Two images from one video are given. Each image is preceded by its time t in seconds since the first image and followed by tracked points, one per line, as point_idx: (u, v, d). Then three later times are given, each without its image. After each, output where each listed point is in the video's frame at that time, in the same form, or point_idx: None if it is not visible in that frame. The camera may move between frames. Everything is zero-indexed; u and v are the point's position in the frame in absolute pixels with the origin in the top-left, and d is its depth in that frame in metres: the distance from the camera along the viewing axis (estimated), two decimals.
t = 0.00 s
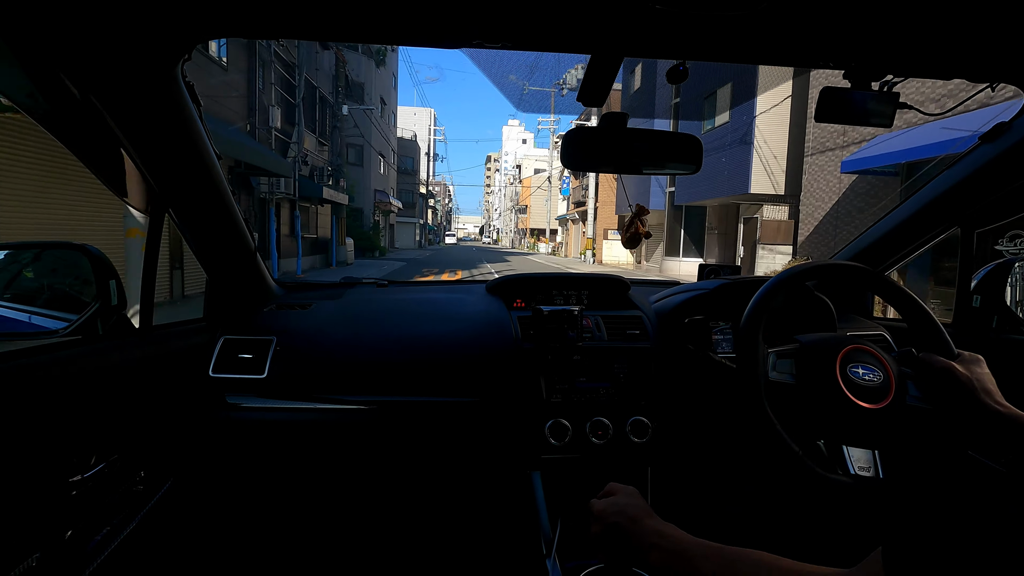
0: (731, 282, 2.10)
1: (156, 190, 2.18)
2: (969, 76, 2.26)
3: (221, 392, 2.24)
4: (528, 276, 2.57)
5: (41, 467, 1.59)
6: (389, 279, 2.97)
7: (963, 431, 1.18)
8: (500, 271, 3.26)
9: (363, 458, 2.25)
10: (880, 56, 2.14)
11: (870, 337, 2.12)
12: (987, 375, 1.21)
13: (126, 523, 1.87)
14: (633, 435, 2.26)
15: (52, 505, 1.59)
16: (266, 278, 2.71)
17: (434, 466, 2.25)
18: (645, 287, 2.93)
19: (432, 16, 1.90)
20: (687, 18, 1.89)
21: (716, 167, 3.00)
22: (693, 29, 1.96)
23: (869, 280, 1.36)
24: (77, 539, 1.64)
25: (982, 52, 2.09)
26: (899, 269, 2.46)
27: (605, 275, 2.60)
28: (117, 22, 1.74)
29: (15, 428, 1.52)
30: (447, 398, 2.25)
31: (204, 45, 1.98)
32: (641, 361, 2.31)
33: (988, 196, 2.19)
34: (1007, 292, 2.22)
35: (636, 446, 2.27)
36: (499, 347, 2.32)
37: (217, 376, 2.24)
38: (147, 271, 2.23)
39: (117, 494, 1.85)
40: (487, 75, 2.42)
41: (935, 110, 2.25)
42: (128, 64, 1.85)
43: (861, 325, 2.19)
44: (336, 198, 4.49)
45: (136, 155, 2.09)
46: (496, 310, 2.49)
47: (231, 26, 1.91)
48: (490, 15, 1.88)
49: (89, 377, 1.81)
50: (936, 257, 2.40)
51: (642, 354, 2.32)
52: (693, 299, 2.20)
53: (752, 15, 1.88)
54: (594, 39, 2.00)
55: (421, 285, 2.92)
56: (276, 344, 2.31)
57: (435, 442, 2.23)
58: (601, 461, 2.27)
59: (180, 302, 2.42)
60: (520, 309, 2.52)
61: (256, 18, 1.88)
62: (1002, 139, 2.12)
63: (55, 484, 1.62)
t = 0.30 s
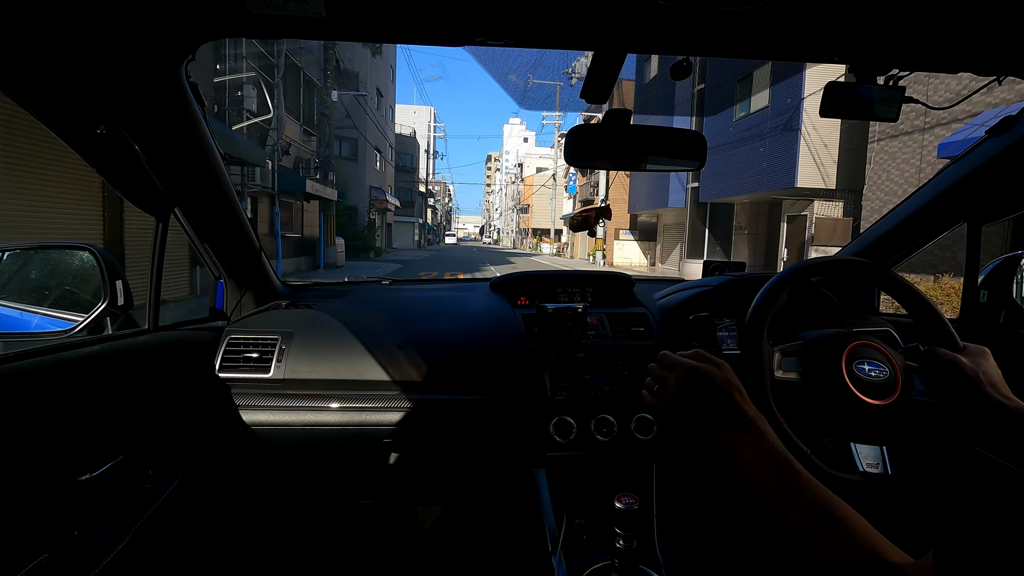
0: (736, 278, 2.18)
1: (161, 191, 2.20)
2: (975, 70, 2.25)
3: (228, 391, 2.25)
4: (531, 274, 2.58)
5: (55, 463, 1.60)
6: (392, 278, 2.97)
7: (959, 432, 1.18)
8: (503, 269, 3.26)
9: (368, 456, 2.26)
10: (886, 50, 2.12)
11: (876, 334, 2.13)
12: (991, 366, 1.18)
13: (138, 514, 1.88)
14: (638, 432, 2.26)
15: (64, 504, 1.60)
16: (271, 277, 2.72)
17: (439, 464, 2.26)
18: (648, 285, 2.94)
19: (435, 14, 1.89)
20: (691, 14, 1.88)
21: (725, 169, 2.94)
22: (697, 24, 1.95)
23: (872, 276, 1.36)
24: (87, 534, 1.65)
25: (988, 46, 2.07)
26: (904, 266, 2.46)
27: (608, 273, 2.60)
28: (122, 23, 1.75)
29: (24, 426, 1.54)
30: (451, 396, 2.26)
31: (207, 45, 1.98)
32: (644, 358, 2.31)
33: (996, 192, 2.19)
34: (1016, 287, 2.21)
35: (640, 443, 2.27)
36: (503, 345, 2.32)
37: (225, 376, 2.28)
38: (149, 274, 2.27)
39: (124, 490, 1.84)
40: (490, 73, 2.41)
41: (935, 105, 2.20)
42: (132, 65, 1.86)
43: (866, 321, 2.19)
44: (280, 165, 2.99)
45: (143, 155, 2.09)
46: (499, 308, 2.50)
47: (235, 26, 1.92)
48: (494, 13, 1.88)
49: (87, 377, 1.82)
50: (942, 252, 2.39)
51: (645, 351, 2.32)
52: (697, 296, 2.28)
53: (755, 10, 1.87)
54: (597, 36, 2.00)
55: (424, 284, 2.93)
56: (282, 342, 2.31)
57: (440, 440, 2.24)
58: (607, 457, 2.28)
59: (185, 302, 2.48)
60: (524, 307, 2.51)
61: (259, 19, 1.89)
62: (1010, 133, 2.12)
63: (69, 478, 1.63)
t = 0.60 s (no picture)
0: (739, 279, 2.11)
1: (163, 190, 2.19)
2: (983, 71, 2.22)
3: (231, 391, 2.24)
4: (535, 275, 2.57)
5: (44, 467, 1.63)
6: (397, 279, 2.97)
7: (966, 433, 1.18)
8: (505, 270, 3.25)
9: (370, 456, 2.27)
10: (891, 52, 2.11)
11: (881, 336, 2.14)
12: (995, 362, 1.16)
13: (136, 521, 1.99)
14: (641, 435, 2.25)
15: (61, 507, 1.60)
16: (275, 277, 2.72)
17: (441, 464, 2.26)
18: (652, 286, 2.94)
19: (437, 16, 1.90)
20: (692, 16, 1.88)
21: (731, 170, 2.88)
22: (699, 26, 1.95)
23: (874, 277, 1.37)
24: (87, 534, 1.72)
25: (996, 48, 2.05)
26: (906, 268, 2.44)
27: (612, 274, 2.59)
28: (122, 25, 1.76)
29: (17, 429, 1.56)
30: (453, 397, 2.26)
31: (210, 47, 1.99)
32: (648, 361, 2.30)
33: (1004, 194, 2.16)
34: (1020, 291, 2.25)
35: (644, 446, 2.26)
36: (507, 347, 2.31)
37: (227, 377, 2.25)
38: (153, 274, 2.30)
39: (123, 492, 1.92)
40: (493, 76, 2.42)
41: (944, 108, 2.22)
42: (134, 65, 1.86)
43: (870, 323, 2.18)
44: (284, 164, 2.87)
45: (144, 156, 2.09)
46: (503, 309, 2.49)
47: (235, 28, 1.92)
48: (497, 15, 1.88)
49: (87, 379, 1.84)
50: (947, 255, 2.39)
51: (649, 354, 2.30)
52: (699, 299, 2.18)
53: (755, 13, 1.87)
54: (600, 37, 1.99)
55: (428, 285, 2.93)
56: (285, 344, 2.28)
57: (442, 441, 2.24)
58: (611, 459, 2.26)
59: (187, 301, 2.50)
60: (527, 308, 2.51)
61: (262, 19, 1.88)
62: (1016, 134, 2.09)
63: (61, 482, 1.68)
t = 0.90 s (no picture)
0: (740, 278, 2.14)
1: (165, 186, 2.19)
2: (988, 66, 2.22)
3: (234, 387, 2.25)
4: (538, 272, 2.58)
5: (39, 464, 1.65)
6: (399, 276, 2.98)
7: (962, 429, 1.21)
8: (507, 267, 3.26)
9: (371, 454, 2.27)
10: (895, 47, 2.10)
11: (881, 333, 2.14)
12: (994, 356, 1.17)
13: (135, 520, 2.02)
14: (642, 431, 2.25)
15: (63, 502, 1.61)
16: (277, 273, 2.73)
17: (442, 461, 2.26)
18: (653, 282, 2.94)
19: (437, 13, 1.90)
20: (692, 12, 1.87)
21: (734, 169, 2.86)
22: (700, 22, 1.94)
23: (878, 273, 1.36)
24: (87, 534, 1.75)
25: (1000, 43, 2.05)
26: (906, 266, 2.44)
27: (614, 271, 2.60)
28: (122, 21, 1.76)
29: (13, 428, 1.58)
30: (455, 394, 2.26)
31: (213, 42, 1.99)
32: (650, 357, 2.30)
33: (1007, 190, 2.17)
34: None
35: (645, 441, 2.26)
36: (509, 343, 2.31)
37: (230, 372, 2.26)
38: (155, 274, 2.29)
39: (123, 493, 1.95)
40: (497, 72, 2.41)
41: (951, 102, 2.18)
42: (137, 62, 1.86)
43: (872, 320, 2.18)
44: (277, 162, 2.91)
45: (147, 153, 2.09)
46: (506, 305, 2.49)
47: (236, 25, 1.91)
48: (499, 11, 1.88)
49: (90, 376, 1.85)
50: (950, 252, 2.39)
51: (651, 351, 2.31)
52: (703, 295, 2.23)
53: (756, 9, 1.86)
54: (601, 33, 1.99)
55: (430, 281, 2.93)
56: (288, 339, 2.28)
57: (443, 438, 2.24)
58: (612, 455, 2.27)
59: (192, 298, 2.50)
60: (529, 304, 2.51)
61: (264, 15, 1.88)
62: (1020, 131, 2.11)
63: (61, 482, 1.72)
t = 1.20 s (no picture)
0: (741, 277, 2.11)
1: (168, 183, 2.20)
2: (992, 67, 2.21)
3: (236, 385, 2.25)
4: (539, 270, 2.58)
5: (40, 462, 1.65)
6: (400, 274, 2.98)
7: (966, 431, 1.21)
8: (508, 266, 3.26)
9: (370, 454, 2.27)
10: (899, 47, 2.10)
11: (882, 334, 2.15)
12: (998, 358, 1.18)
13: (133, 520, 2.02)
14: (643, 430, 2.26)
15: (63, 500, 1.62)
16: (279, 270, 2.72)
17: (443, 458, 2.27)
18: (655, 282, 2.93)
19: (439, 12, 1.90)
20: (696, 11, 1.87)
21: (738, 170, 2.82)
22: (703, 21, 1.94)
23: (878, 272, 1.37)
24: (87, 534, 1.77)
25: (1004, 43, 2.04)
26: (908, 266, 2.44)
27: (616, 269, 2.59)
28: (126, 19, 1.76)
29: (13, 424, 1.58)
30: (456, 392, 2.26)
31: (217, 40, 1.98)
32: (651, 357, 2.30)
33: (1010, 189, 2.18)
34: None
35: (645, 440, 2.27)
36: (510, 341, 2.31)
37: (231, 370, 2.27)
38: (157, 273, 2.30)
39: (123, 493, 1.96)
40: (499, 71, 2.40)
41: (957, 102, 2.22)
42: (139, 60, 1.87)
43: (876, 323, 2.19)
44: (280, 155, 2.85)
45: (148, 150, 2.09)
46: (507, 304, 2.49)
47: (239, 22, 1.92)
48: (502, 10, 1.88)
49: (91, 374, 1.86)
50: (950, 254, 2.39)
51: (652, 350, 2.31)
52: (704, 295, 2.23)
53: (760, 8, 1.86)
54: (603, 32, 1.99)
55: (431, 279, 2.93)
56: (289, 337, 2.29)
57: (444, 436, 2.25)
58: (613, 454, 2.28)
59: (195, 294, 2.51)
60: (530, 303, 2.51)
61: (268, 15, 1.89)
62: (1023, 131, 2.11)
63: (62, 482, 1.73)
